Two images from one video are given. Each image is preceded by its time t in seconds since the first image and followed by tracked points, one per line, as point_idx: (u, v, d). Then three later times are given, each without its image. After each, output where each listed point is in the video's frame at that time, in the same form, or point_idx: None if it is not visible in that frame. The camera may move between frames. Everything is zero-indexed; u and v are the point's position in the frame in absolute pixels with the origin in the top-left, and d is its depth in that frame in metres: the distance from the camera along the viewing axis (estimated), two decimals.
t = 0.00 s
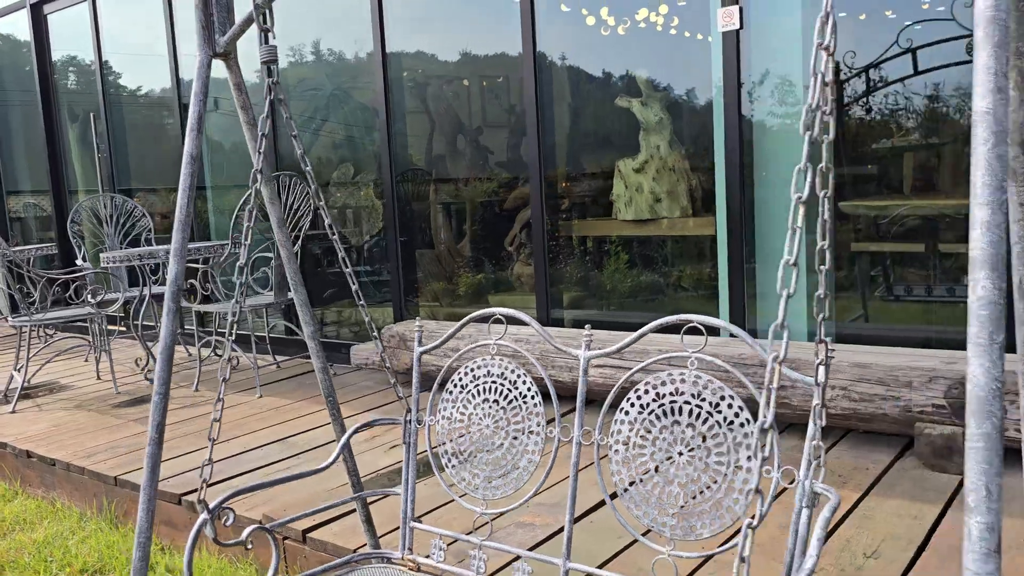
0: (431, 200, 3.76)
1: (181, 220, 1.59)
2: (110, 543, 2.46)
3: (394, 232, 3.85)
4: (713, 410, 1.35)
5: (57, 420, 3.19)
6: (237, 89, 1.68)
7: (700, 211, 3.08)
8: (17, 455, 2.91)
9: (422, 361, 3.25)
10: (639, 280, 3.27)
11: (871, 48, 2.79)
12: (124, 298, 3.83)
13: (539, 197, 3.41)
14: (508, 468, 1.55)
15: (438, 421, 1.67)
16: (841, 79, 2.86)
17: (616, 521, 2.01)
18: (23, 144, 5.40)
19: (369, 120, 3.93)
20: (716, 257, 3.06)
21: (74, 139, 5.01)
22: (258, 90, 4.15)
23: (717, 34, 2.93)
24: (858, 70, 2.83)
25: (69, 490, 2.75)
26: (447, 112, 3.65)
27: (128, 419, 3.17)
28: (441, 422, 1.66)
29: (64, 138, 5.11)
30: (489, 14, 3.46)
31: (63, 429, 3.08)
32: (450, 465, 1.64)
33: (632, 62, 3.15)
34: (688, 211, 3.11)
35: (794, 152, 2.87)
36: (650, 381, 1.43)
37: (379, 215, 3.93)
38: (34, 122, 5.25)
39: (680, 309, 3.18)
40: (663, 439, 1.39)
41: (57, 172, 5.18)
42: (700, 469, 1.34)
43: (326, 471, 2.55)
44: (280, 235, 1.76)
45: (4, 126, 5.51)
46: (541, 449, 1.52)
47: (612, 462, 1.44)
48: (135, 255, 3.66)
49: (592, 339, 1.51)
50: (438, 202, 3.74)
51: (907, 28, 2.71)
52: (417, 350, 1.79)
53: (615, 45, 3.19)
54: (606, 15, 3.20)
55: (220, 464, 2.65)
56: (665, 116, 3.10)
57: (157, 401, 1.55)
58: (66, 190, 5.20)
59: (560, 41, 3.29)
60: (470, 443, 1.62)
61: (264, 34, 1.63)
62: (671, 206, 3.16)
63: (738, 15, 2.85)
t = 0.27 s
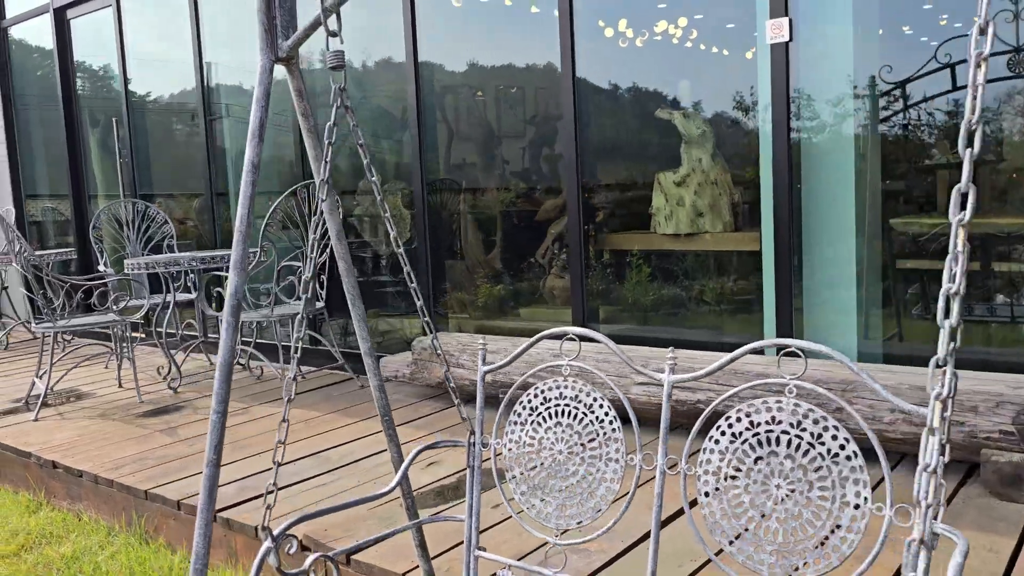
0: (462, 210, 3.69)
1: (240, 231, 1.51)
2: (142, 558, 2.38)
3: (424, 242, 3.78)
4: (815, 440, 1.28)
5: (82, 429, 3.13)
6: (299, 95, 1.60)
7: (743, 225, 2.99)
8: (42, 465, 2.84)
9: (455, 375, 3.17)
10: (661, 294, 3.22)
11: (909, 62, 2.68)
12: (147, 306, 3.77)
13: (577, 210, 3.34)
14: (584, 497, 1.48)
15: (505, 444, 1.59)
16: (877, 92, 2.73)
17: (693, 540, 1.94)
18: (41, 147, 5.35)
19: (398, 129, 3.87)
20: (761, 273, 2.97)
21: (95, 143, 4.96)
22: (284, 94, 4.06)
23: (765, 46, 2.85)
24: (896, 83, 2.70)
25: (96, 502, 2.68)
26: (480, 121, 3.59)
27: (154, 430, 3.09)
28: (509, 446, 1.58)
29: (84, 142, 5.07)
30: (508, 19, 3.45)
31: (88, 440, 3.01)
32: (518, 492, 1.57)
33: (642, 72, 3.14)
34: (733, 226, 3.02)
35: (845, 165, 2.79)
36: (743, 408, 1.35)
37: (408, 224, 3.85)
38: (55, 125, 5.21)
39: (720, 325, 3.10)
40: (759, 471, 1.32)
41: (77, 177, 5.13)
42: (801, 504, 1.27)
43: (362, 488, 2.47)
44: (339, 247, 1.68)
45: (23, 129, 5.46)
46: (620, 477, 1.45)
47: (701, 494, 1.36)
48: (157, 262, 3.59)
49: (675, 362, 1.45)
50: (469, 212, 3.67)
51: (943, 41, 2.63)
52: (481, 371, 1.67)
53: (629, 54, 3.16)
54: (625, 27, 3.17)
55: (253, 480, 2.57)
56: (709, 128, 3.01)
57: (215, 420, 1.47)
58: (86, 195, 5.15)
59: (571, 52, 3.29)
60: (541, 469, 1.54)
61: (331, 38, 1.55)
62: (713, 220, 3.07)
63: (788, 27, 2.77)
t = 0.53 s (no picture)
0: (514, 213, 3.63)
1: (321, 228, 1.45)
2: (196, 561, 2.34)
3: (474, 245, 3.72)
4: (936, 459, 1.19)
5: (132, 428, 3.12)
6: (380, 88, 1.55)
7: (809, 232, 2.90)
8: (94, 463, 2.82)
9: (508, 381, 3.11)
10: (705, 302, 3.18)
11: (976, 67, 2.57)
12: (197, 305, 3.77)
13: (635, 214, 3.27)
14: (675, 512, 1.42)
15: (589, 454, 1.54)
16: (941, 100, 2.62)
17: (784, 544, 1.90)
18: (92, 147, 5.42)
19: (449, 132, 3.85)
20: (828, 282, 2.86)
21: (145, 144, 5.02)
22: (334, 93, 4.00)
23: (838, 48, 2.74)
24: (961, 89, 2.60)
25: (149, 502, 2.65)
26: (535, 124, 3.53)
27: (204, 430, 3.07)
28: (594, 456, 1.53)
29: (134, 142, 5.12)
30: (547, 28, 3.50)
31: (138, 438, 2.99)
32: (603, 504, 1.51)
33: (676, 80, 3.17)
34: (798, 234, 2.94)
35: (918, 171, 2.65)
36: (854, 423, 1.27)
37: (458, 227, 3.80)
38: (105, 125, 5.26)
39: (782, 335, 3.00)
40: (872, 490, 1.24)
41: (127, 177, 5.18)
42: (921, 528, 1.19)
43: (420, 494, 2.42)
44: (417, 248, 1.61)
45: (74, 129, 5.53)
46: (716, 491, 1.38)
47: (807, 512, 1.30)
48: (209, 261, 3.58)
49: (779, 371, 1.37)
50: (522, 215, 3.61)
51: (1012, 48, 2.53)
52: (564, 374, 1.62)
53: (668, 62, 3.18)
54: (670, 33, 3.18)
55: (306, 482, 2.53)
56: (775, 132, 2.98)
57: (293, 423, 1.41)
58: (135, 195, 5.20)
59: (607, 58, 3.33)
60: (628, 481, 1.49)
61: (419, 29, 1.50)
62: (776, 227, 3.01)
63: (862, 28, 2.66)
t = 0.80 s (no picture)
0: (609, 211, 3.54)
1: (445, 218, 1.38)
2: (296, 557, 2.33)
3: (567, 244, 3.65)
4: None
5: (229, 422, 3.16)
6: (506, 74, 1.49)
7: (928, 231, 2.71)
8: (194, 457, 2.85)
9: (604, 384, 3.07)
10: (796, 306, 3.03)
11: None
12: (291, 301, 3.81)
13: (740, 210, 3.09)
14: (825, 529, 1.31)
15: (725, 464, 1.44)
16: None
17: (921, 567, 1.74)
18: (187, 147, 5.60)
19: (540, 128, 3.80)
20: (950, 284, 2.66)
21: (239, 143, 5.16)
22: (427, 91, 4.02)
23: (966, 31, 2.55)
24: None
25: (247, 497, 2.66)
26: (631, 119, 3.41)
27: (298, 426, 3.09)
28: (730, 466, 1.43)
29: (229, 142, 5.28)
30: (622, 23, 3.42)
31: (235, 432, 3.03)
32: (740, 518, 1.41)
33: (756, 74, 3.06)
34: (916, 232, 2.76)
35: None
36: None
37: (550, 225, 3.74)
38: (201, 127, 5.44)
39: (898, 339, 2.82)
40: None
41: (221, 177, 5.34)
42: None
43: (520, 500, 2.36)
44: (539, 241, 1.55)
45: (172, 131, 5.74)
46: (874, 508, 1.26)
47: (986, 537, 1.16)
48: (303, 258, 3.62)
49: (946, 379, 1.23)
50: (616, 214, 3.51)
51: None
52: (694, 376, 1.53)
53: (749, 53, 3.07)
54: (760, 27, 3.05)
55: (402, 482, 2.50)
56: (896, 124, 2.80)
57: (415, 423, 1.35)
58: (228, 194, 5.35)
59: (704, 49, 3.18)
60: (770, 494, 1.38)
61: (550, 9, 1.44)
62: (894, 225, 2.84)
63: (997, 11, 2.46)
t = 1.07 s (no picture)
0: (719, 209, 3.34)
1: (586, 214, 1.24)
2: (403, 567, 2.26)
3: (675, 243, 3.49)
4: None
5: (331, 423, 3.15)
6: (649, 53, 1.37)
7: None
8: (298, 458, 2.83)
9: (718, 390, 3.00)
10: (910, 309, 2.77)
11: None
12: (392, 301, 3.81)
13: (868, 201, 2.80)
14: None
15: (904, 495, 1.33)
16: None
17: None
18: (286, 148, 5.73)
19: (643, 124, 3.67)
20: None
21: (335, 142, 5.24)
22: (528, 89, 4.00)
23: None
24: None
25: (351, 501, 2.61)
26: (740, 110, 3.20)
27: (400, 429, 3.05)
28: (910, 497, 1.32)
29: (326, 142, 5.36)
30: (695, 23, 3.26)
31: (338, 434, 3.00)
32: (924, 556, 1.29)
33: (851, 69, 2.85)
34: None
35: None
36: None
37: (655, 223, 3.58)
38: (300, 128, 5.54)
39: None
40: None
41: (318, 177, 5.43)
42: None
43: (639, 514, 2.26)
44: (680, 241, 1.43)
45: (270, 133, 5.88)
46: None
47: None
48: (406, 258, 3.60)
49: None
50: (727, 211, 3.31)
51: None
52: (861, 396, 1.38)
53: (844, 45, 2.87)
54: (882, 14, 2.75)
55: (509, 492, 2.40)
56: None
57: (554, 441, 1.22)
58: (325, 193, 5.43)
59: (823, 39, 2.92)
60: (961, 531, 1.26)
61: None
62: None
63: None
